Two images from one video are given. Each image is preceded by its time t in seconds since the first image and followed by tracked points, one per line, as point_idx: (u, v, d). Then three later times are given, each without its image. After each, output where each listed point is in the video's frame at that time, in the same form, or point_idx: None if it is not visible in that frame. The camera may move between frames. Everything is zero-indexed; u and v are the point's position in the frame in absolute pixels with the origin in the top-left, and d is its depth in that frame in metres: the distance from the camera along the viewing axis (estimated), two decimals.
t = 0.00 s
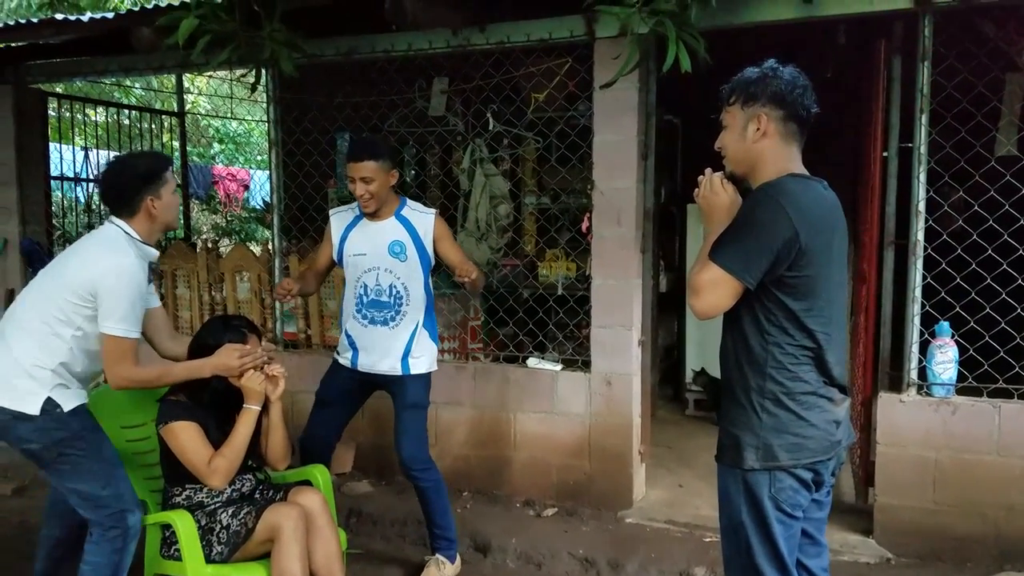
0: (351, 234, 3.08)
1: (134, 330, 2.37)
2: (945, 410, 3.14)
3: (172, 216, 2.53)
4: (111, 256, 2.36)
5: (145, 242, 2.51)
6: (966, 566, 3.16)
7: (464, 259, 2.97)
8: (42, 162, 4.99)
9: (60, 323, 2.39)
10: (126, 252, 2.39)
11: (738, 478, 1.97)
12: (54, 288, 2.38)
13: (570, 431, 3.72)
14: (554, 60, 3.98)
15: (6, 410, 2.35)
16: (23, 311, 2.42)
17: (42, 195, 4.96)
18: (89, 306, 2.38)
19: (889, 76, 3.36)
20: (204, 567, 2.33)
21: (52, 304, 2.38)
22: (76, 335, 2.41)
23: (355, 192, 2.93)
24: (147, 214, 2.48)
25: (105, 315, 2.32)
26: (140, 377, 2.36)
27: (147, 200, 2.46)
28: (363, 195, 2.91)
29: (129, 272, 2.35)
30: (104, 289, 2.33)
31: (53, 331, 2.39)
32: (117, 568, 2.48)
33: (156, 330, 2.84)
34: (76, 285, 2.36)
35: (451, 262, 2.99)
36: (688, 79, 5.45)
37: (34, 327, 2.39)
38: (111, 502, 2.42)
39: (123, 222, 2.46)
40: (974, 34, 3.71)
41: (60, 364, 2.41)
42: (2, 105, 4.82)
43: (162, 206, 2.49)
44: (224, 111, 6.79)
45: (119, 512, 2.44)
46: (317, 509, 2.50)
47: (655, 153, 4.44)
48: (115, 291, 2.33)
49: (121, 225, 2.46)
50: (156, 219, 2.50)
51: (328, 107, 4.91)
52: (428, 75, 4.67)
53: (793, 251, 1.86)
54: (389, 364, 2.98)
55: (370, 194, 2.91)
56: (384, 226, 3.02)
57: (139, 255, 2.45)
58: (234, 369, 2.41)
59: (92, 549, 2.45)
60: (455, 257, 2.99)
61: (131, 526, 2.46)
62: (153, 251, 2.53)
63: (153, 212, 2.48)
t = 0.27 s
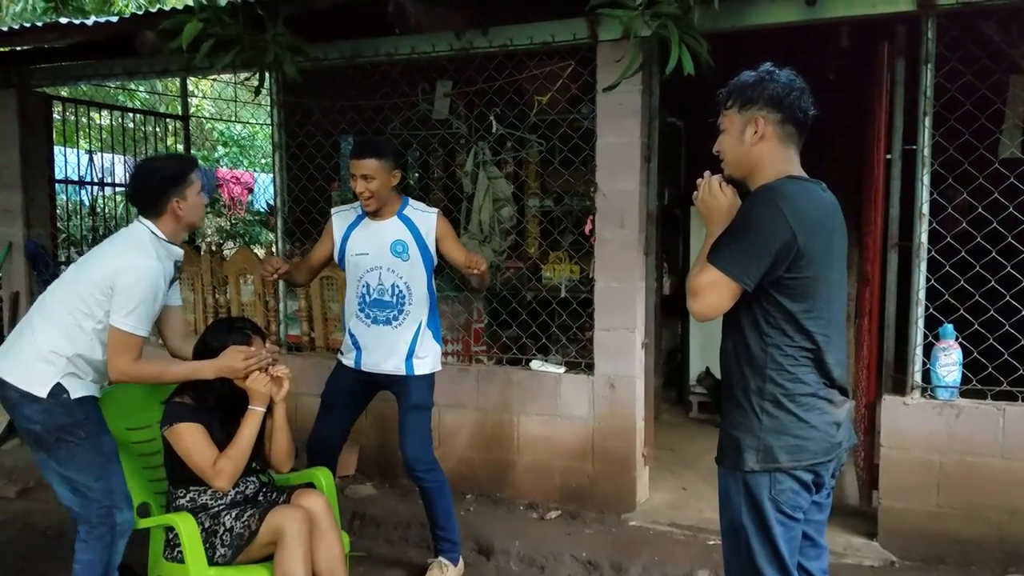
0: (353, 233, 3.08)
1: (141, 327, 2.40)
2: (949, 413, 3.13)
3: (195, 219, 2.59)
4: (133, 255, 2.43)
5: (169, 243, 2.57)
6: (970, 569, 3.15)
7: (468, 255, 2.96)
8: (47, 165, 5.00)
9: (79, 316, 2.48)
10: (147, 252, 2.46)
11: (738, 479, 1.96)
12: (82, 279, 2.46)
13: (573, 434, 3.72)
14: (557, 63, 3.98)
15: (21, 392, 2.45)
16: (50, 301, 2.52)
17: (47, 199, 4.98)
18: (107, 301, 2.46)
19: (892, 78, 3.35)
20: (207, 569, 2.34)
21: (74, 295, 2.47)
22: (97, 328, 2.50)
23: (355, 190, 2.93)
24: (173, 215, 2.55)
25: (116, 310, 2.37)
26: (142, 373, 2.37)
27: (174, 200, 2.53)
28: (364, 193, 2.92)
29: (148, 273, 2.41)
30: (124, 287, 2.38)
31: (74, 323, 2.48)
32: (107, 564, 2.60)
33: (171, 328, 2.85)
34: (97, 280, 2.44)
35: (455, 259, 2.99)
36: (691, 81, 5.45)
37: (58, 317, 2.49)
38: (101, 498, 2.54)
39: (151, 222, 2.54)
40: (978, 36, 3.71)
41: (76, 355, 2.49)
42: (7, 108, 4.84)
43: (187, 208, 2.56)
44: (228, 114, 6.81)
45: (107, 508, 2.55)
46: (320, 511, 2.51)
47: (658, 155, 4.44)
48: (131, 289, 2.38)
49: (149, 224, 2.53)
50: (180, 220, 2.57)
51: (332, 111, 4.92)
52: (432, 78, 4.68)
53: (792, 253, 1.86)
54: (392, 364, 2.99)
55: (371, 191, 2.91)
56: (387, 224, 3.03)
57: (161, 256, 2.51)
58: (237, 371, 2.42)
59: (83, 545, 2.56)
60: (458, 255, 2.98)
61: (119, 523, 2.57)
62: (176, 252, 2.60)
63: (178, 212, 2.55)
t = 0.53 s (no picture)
0: (354, 234, 3.09)
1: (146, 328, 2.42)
2: (951, 415, 3.13)
3: (208, 224, 2.61)
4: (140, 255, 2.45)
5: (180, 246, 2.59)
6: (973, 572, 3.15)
7: (468, 256, 2.96)
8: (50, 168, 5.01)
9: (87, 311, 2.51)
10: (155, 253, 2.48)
11: (738, 481, 1.96)
12: (91, 276, 2.49)
13: (575, 436, 3.72)
14: (558, 65, 3.99)
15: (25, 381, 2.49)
16: (60, 296, 2.56)
17: (49, 201, 4.99)
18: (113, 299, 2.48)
19: (894, 80, 3.35)
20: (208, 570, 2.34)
21: (83, 291, 2.50)
22: (102, 325, 2.53)
23: (354, 189, 2.94)
24: (185, 219, 2.56)
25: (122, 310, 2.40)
26: (146, 372, 2.40)
27: (187, 205, 2.54)
28: (362, 192, 2.92)
29: (154, 275, 2.43)
30: (129, 287, 2.40)
31: (81, 318, 2.51)
32: (89, 560, 2.59)
33: (184, 328, 2.86)
34: (104, 278, 2.46)
35: (454, 260, 2.98)
36: (693, 83, 5.44)
37: (66, 311, 2.53)
38: (82, 493, 2.54)
39: (163, 224, 2.56)
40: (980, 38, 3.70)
41: (78, 350, 2.53)
42: (10, 110, 4.84)
43: (199, 213, 2.57)
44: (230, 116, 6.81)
45: (86, 504, 2.55)
46: (322, 513, 2.50)
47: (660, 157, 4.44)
48: (136, 289, 2.40)
49: (161, 226, 2.55)
50: (192, 225, 2.58)
51: (334, 113, 4.92)
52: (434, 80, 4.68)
53: (790, 255, 1.85)
54: (393, 365, 2.99)
55: (369, 191, 2.92)
56: (387, 225, 3.03)
57: (169, 258, 2.53)
58: (240, 372, 2.42)
59: (66, 538, 2.58)
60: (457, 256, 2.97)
61: (99, 519, 2.57)
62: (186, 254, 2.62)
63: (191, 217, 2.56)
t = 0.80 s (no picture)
0: (353, 236, 3.09)
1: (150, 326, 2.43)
2: (952, 417, 3.13)
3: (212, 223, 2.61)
4: (143, 256, 2.45)
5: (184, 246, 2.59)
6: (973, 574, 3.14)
7: (465, 259, 2.95)
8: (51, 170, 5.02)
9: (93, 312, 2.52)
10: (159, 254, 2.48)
11: (734, 484, 1.96)
12: (96, 277, 2.50)
13: (576, 437, 3.72)
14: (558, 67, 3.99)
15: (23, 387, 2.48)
16: (67, 297, 2.57)
17: (51, 203, 4.99)
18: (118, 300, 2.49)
19: (894, 82, 3.35)
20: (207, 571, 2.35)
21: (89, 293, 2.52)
22: (108, 326, 2.54)
23: (353, 190, 2.95)
24: (188, 220, 2.57)
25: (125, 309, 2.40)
26: (147, 371, 2.40)
27: (189, 205, 2.55)
28: (360, 193, 2.93)
29: (156, 275, 2.43)
30: (130, 287, 2.41)
31: (87, 318, 2.53)
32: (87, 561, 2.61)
33: (188, 327, 2.86)
34: (109, 279, 2.47)
35: (451, 262, 2.97)
36: (693, 85, 5.44)
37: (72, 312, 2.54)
38: (81, 494, 2.57)
39: (167, 225, 2.56)
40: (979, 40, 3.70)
41: (84, 351, 2.54)
42: (11, 113, 4.85)
43: (203, 213, 2.57)
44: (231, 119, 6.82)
45: (85, 505, 2.58)
46: (321, 514, 2.50)
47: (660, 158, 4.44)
48: (139, 289, 2.40)
49: (166, 227, 2.56)
50: (196, 225, 2.58)
51: (334, 115, 4.93)
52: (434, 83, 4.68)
53: (786, 258, 1.86)
54: (393, 367, 2.99)
55: (367, 192, 2.92)
56: (386, 227, 3.03)
57: (173, 258, 2.53)
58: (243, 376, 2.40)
59: (64, 540, 2.60)
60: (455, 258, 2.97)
61: (96, 521, 2.60)
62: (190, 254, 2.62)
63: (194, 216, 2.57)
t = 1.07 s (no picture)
0: (353, 239, 3.09)
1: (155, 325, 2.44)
2: (952, 418, 3.13)
3: (217, 222, 2.62)
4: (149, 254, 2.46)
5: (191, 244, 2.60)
6: None
7: (465, 263, 2.96)
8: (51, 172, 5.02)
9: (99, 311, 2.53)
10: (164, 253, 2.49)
11: (735, 486, 1.96)
12: (102, 276, 2.51)
13: (576, 439, 3.72)
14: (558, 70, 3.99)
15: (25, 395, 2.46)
16: (73, 297, 2.58)
17: (51, 205, 5.00)
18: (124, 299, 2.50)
19: (893, 84, 3.36)
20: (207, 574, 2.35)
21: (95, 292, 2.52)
22: (115, 325, 2.54)
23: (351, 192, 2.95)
24: (195, 219, 2.58)
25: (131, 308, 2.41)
26: (150, 372, 2.40)
27: (195, 205, 2.55)
28: (359, 195, 2.93)
29: (162, 273, 2.43)
30: (137, 286, 2.41)
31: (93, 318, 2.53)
32: (84, 561, 2.61)
33: (195, 327, 2.85)
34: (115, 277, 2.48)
35: (451, 265, 2.98)
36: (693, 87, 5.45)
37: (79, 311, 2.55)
38: (79, 495, 2.57)
39: (172, 224, 2.57)
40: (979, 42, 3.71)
41: (93, 351, 2.55)
42: (12, 115, 4.86)
43: (208, 211, 2.58)
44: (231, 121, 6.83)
45: (82, 505, 2.58)
46: (321, 517, 2.50)
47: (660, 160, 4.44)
48: (146, 288, 2.41)
49: (172, 226, 2.57)
50: (202, 224, 2.60)
51: (335, 117, 4.93)
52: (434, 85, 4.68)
53: (788, 260, 1.86)
54: (393, 369, 2.99)
55: (365, 194, 2.93)
56: (386, 230, 3.03)
57: (179, 257, 2.54)
58: (244, 377, 2.41)
59: (63, 541, 2.60)
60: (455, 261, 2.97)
61: (93, 521, 2.60)
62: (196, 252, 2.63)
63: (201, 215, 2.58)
